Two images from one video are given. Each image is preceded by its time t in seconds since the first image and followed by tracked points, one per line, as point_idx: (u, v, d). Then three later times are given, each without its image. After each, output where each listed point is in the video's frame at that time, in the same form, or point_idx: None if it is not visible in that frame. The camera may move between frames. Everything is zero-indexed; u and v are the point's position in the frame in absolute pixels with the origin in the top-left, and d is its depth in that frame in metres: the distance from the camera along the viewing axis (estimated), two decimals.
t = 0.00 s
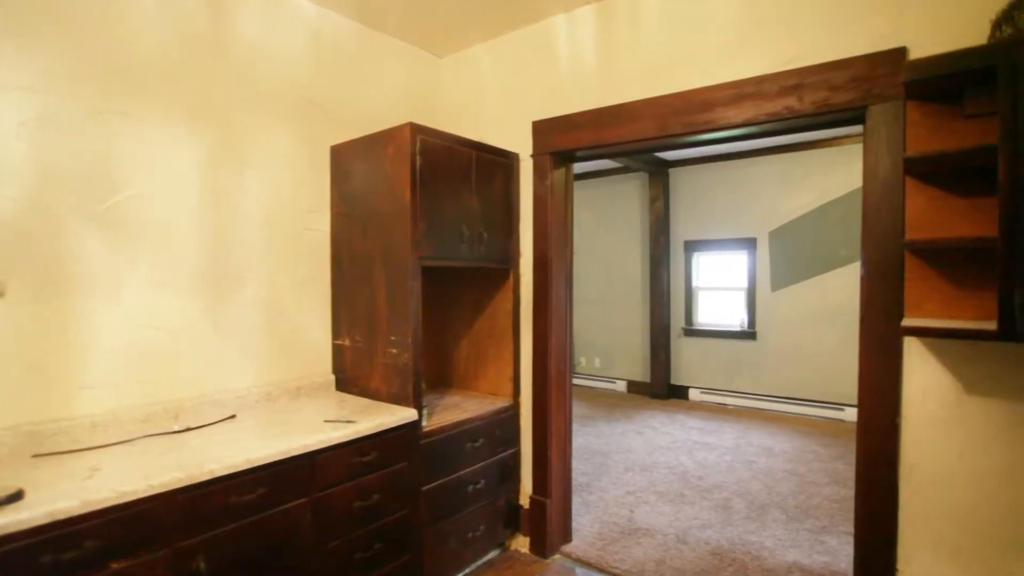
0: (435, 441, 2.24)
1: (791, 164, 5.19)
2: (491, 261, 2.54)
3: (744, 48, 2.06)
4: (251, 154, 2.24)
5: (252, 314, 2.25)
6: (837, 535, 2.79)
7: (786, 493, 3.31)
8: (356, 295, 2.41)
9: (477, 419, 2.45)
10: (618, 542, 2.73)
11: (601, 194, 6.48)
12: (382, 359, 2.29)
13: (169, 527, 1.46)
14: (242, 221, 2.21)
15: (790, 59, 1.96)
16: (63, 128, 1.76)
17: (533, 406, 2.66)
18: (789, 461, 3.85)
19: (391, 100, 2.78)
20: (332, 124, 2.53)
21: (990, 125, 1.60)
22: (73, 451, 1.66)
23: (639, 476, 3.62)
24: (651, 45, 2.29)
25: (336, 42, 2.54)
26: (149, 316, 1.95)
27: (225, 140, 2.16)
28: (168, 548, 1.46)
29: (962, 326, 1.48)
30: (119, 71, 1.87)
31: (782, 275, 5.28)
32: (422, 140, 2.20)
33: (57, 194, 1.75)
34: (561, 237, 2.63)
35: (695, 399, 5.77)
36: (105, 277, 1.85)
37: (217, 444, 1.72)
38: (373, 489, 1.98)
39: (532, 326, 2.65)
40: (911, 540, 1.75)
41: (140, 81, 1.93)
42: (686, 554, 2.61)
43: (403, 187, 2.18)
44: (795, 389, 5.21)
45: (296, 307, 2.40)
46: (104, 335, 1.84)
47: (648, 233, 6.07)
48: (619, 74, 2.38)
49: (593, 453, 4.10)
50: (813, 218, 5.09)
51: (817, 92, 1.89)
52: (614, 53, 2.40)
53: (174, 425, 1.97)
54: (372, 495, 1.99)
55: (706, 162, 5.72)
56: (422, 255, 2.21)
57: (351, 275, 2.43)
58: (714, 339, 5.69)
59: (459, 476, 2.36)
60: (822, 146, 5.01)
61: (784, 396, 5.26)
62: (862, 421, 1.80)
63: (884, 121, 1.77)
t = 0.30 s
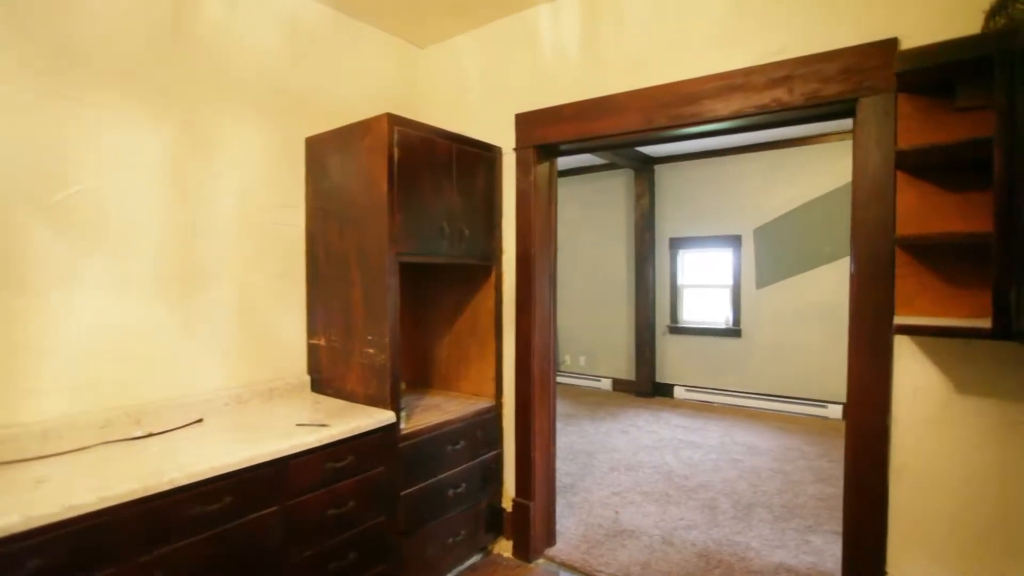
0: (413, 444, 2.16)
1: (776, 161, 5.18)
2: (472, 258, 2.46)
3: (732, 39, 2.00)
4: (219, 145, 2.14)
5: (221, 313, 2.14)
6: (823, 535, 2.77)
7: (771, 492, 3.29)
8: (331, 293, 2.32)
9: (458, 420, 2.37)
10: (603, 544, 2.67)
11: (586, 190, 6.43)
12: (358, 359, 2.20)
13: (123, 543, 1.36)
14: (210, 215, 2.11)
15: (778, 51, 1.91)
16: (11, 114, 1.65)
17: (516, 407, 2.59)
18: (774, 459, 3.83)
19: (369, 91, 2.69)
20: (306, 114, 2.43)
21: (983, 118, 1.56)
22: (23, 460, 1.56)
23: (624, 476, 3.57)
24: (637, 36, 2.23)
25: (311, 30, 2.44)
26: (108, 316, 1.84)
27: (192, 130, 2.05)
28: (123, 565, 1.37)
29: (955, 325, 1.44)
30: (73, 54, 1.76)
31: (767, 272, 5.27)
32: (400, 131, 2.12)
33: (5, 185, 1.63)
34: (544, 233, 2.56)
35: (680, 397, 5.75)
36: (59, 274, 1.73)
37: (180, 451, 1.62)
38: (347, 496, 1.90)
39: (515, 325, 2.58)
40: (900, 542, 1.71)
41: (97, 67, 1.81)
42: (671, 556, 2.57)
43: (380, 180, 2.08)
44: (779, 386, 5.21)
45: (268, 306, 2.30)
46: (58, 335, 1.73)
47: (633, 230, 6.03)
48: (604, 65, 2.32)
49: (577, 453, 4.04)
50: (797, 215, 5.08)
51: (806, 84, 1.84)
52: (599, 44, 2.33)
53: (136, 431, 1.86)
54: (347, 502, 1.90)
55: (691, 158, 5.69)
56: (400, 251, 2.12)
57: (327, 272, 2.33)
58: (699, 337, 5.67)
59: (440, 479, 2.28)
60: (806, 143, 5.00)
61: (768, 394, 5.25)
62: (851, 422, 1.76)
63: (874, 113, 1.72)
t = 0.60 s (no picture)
0: (386, 450, 2.06)
1: (758, 158, 5.15)
2: (448, 256, 2.36)
3: (716, 29, 1.93)
4: (179, 134, 2.01)
5: (181, 313, 2.02)
6: (807, 536, 2.73)
7: (755, 492, 3.24)
8: (300, 291, 2.20)
9: (434, 424, 2.28)
10: (585, 549, 2.60)
11: (569, 187, 6.36)
12: (328, 362, 2.10)
13: (63, 565, 1.24)
14: (169, 209, 1.98)
15: (765, 41, 1.84)
16: None
17: (495, 409, 2.51)
18: (757, 458, 3.80)
19: (341, 81, 2.57)
20: (274, 104, 2.31)
21: (977, 113, 1.51)
22: None
23: (607, 478, 3.50)
24: (619, 25, 2.15)
25: (278, 15, 2.32)
26: (53, 316, 1.71)
27: (148, 118, 1.93)
28: None
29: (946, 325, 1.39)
30: (13, 34, 1.63)
31: (749, 270, 5.24)
32: (372, 122, 2.01)
33: None
34: (523, 230, 2.47)
35: (663, 396, 5.72)
36: None
37: (131, 462, 1.51)
38: (315, 506, 1.80)
39: (494, 324, 2.49)
40: (887, 549, 1.66)
41: (42, 48, 1.68)
42: (654, 561, 2.50)
43: (350, 173, 1.98)
44: (761, 384, 5.19)
45: (233, 305, 2.18)
46: None
47: (616, 227, 5.97)
48: (585, 56, 2.23)
49: (559, 454, 3.97)
50: (780, 213, 5.06)
51: (793, 75, 1.77)
52: (580, 33, 2.25)
53: (86, 439, 1.74)
54: (315, 513, 1.80)
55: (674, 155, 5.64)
56: (371, 247, 2.02)
57: (295, 269, 2.22)
58: (682, 335, 5.64)
59: (415, 486, 2.19)
60: (789, 140, 4.98)
61: (751, 392, 5.24)
62: (838, 425, 1.70)
63: (864, 107, 1.65)
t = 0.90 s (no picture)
0: (358, 455, 1.96)
1: (742, 155, 5.12)
2: (423, 251, 2.26)
3: (703, 16, 1.86)
4: (134, 121, 1.88)
5: (137, 312, 1.89)
6: (792, 537, 2.69)
7: (739, 492, 3.20)
8: (266, 289, 2.09)
9: (409, 427, 2.19)
10: (567, 554, 2.52)
11: (552, 183, 6.28)
12: (295, 363, 1.99)
13: None
14: (123, 201, 1.85)
15: (752, 28, 1.77)
16: None
17: (474, 411, 2.42)
18: (741, 457, 3.76)
19: (312, 69, 2.46)
20: (239, 90, 2.18)
21: (972, 101, 1.46)
22: None
23: (589, 479, 3.44)
24: (602, 12, 2.06)
25: None
26: None
27: (99, 103, 1.80)
28: None
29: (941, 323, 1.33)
30: None
31: (733, 267, 5.22)
32: (342, 110, 1.90)
33: None
34: (503, 225, 2.39)
35: (647, 394, 5.68)
36: None
37: (75, 473, 1.39)
38: (280, 516, 1.69)
39: (472, 322, 2.40)
40: (877, 554, 1.61)
41: None
42: (638, 565, 2.44)
43: (318, 163, 1.86)
44: (744, 382, 5.18)
45: (194, 303, 2.05)
46: None
47: (600, 224, 5.91)
48: (566, 44, 2.15)
49: (541, 455, 3.90)
50: (764, 210, 5.03)
51: (782, 63, 1.70)
52: (562, 20, 2.16)
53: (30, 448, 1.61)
54: (280, 525, 1.69)
55: (658, 152, 5.60)
56: (342, 243, 1.91)
57: (261, 266, 2.10)
58: (665, 333, 5.60)
59: (389, 492, 2.09)
60: (772, 137, 4.96)
61: (734, 390, 5.22)
62: (828, 426, 1.64)
63: (855, 97, 1.59)
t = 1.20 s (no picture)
0: (328, 463, 1.84)
1: (726, 150, 5.08)
2: (398, 246, 2.15)
3: None
4: (80, 103, 1.72)
5: (85, 312, 1.74)
6: (779, 539, 2.63)
7: (725, 493, 3.14)
8: (229, 286, 1.95)
9: (383, 432, 2.07)
10: (551, 561, 2.43)
11: (534, 179, 6.18)
12: (260, 365, 1.86)
13: None
14: (68, 190, 1.70)
15: (744, 12, 1.68)
16: None
17: (452, 414, 2.31)
18: (726, 457, 3.71)
19: (280, 53, 2.31)
20: (199, 74, 2.03)
21: (975, 86, 1.38)
22: None
23: (573, 481, 3.35)
24: None
25: None
26: None
27: (40, 82, 1.64)
28: None
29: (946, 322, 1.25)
30: None
31: (716, 264, 5.17)
32: (309, 94, 1.77)
33: None
34: (482, 219, 2.28)
35: (630, 392, 5.62)
36: None
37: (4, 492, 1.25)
38: (241, 532, 1.56)
39: (451, 321, 2.29)
40: (873, 563, 1.54)
41: None
42: (624, 572, 2.36)
43: (283, 151, 1.73)
44: (728, 380, 5.14)
45: (150, 302, 1.91)
46: None
47: (583, 220, 5.83)
48: (549, 29, 2.04)
49: (524, 456, 3.80)
50: (748, 206, 4.99)
51: (776, 49, 1.62)
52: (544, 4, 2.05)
53: None
54: (240, 541, 1.56)
55: (641, 147, 5.53)
56: (309, 237, 1.78)
57: (223, 261, 1.96)
58: (649, 330, 5.55)
59: (362, 502, 1.97)
60: (756, 133, 4.92)
61: (718, 388, 5.19)
62: (823, 430, 1.57)
63: (852, 84, 1.51)
